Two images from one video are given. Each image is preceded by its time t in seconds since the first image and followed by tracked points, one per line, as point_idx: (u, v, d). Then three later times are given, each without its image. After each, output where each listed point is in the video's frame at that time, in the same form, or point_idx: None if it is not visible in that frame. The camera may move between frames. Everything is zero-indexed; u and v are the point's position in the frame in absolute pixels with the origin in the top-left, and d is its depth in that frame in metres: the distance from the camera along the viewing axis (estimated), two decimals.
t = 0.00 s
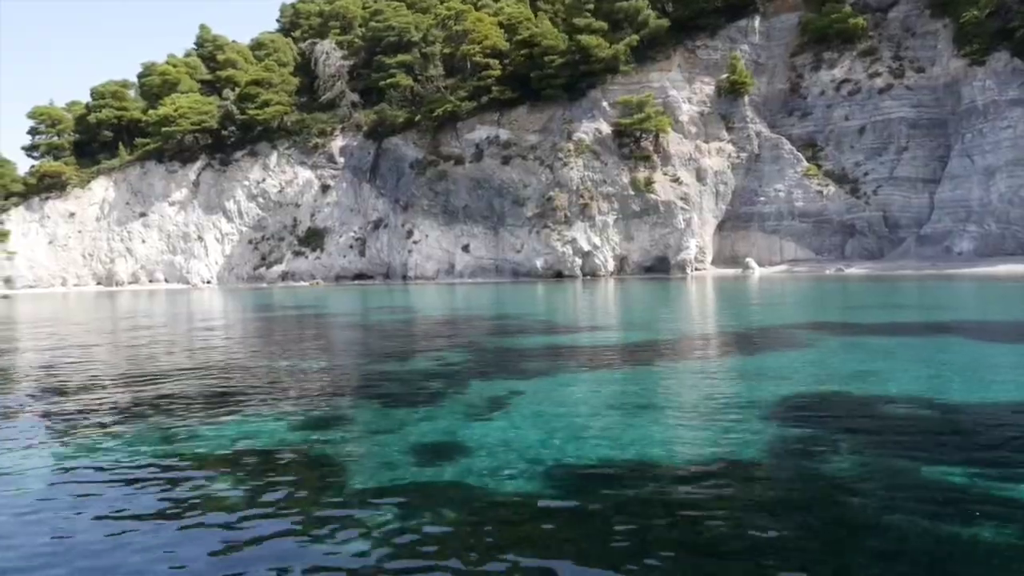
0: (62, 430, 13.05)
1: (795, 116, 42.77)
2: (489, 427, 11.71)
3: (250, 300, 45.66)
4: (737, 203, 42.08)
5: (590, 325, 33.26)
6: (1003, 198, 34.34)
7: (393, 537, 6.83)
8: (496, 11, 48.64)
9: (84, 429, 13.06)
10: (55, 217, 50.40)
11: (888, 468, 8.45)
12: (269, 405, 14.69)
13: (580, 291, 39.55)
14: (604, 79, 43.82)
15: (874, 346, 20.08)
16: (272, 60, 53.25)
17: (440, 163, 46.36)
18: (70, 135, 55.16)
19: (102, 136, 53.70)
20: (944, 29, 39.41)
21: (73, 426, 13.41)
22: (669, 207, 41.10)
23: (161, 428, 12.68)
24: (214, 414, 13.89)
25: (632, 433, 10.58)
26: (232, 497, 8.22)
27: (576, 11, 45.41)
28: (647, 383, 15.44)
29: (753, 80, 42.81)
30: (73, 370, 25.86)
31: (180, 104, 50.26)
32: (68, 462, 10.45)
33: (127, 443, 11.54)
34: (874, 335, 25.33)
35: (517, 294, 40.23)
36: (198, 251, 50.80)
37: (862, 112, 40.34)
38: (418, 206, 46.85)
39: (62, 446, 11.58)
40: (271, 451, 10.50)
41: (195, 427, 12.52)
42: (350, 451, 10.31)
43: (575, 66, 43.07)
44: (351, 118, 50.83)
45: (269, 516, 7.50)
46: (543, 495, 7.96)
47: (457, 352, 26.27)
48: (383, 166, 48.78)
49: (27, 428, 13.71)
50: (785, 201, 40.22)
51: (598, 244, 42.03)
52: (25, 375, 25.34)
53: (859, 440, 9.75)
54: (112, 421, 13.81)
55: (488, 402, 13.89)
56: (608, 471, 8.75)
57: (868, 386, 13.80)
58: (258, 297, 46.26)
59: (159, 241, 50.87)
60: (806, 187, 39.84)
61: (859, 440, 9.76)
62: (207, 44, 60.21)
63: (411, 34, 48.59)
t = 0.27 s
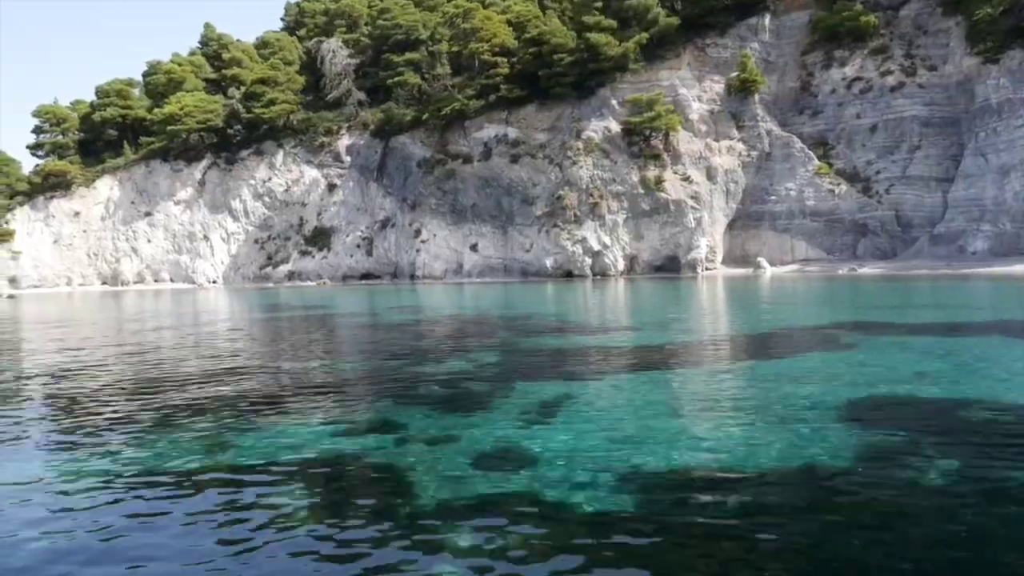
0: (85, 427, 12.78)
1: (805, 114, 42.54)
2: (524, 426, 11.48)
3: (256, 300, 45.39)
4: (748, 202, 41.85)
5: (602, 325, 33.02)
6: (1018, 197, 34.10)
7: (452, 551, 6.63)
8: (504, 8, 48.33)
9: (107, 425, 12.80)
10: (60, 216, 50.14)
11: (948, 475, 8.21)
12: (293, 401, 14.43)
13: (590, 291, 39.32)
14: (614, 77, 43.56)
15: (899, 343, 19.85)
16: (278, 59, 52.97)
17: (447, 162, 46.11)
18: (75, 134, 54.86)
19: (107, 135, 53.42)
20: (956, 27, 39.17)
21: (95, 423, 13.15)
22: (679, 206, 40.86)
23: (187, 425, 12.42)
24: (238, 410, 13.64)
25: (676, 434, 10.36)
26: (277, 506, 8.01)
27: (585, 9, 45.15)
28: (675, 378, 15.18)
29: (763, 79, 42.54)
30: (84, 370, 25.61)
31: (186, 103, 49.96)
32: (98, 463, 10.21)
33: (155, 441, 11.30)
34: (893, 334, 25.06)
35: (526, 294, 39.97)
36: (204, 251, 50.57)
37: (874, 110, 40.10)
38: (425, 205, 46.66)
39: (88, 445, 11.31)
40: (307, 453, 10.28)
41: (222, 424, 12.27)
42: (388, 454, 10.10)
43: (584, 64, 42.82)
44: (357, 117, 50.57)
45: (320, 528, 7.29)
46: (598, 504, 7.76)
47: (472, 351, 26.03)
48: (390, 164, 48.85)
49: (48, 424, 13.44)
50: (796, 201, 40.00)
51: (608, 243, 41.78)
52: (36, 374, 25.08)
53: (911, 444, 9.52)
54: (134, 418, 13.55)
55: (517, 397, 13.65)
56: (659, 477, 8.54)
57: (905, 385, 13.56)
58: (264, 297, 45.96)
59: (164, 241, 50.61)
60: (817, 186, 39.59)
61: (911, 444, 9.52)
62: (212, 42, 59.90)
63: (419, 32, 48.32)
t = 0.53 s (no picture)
0: (105, 437, 12.42)
1: (818, 113, 42.22)
2: (565, 433, 11.16)
3: (263, 300, 44.97)
4: (760, 201, 41.55)
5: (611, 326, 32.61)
6: None
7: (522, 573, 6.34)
8: (513, 6, 48.01)
9: (128, 436, 12.43)
10: (66, 217, 49.85)
11: None
12: (317, 408, 14.08)
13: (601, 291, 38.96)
14: (625, 75, 43.24)
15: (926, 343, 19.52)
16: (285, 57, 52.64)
17: (457, 161, 45.79)
18: (80, 133, 54.49)
19: (112, 134, 53.07)
20: (971, 25, 38.87)
21: (115, 433, 12.77)
22: (692, 206, 40.52)
23: (213, 436, 12.07)
24: (262, 420, 13.30)
25: (725, 444, 10.07)
26: (326, 524, 7.71)
27: (595, 7, 44.85)
28: (707, 381, 14.84)
29: (776, 78, 42.24)
30: (96, 371, 25.26)
31: (192, 101, 49.62)
32: (127, 478, 9.88)
33: (183, 455, 10.96)
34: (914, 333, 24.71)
35: (537, 294, 39.58)
36: (210, 251, 50.20)
37: (888, 109, 39.78)
38: (434, 205, 46.31)
39: (112, 458, 10.95)
40: (345, 466, 9.97)
41: (249, 435, 11.92)
42: (431, 466, 9.79)
43: (595, 62, 42.51)
44: (364, 115, 50.24)
45: (375, 548, 7.00)
46: (662, 521, 7.46)
47: (488, 353, 25.66)
48: (398, 164, 48.55)
49: (65, 433, 13.06)
50: (810, 200, 39.66)
51: (620, 243, 41.42)
52: (47, 375, 24.74)
53: (975, 453, 9.19)
54: (155, 427, 13.19)
55: (551, 402, 13.34)
56: (718, 491, 8.25)
57: (949, 389, 13.23)
58: (270, 297, 45.55)
59: (170, 241, 50.25)
60: (831, 185, 39.25)
61: (975, 453, 9.20)
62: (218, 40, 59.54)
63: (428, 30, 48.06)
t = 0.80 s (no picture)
0: (123, 438, 12.01)
1: (831, 112, 41.91)
2: (607, 438, 10.82)
3: (270, 301, 44.56)
4: (773, 200, 41.24)
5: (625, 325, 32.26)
6: None
7: None
8: (522, 4, 47.67)
9: (146, 438, 12.02)
10: (71, 216, 49.49)
11: None
12: (341, 410, 13.70)
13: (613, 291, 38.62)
14: (636, 74, 42.93)
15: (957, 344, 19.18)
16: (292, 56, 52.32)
17: (465, 160, 45.46)
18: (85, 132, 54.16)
19: (118, 133, 52.72)
20: (986, 24, 38.58)
21: (132, 435, 12.35)
22: (704, 205, 40.20)
23: (237, 439, 11.68)
24: (286, 422, 12.92)
25: (777, 452, 9.74)
26: (374, 536, 7.40)
27: (606, 5, 44.54)
28: (743, 383, 14.53)
29: (788, 76, 41.91)
30: (106, 372, 24.87)
31: (199, 100, 49.29)
32: (155, 481, 9.50)
33: (209, 458, 10.57)
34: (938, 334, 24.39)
35: (547, 294, 39.20)
36: (217, 250, 49.86)
37: (902, 108, 39.47)
38: (443, 204, 45.98)
39: (133, 461, 10.55)
40: (384, 473, 9.63)
41: (275, 439, 11.54)
42: (474, 473, 9.48)
43: (606, 60, 42.22)
44: (372, 114, 49.92)
45: (435, 564, 6.65)
46: (732, 536, 7.13)
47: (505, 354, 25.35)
48: (405, 163, 48.20)
49: (80, 434, 12.64)
50: (823, 199, 39.34)
51: (631, 242, 41.08)
52: (57, 376, 24.35)
53: None
54: (173, 428, 12.77)
55: (586, 405, 12.99)
56: (785, 507, 7.90)
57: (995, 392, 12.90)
58: (277, 297, 45.17)
59: (176, 240, 49.91)
60: (845, 185, 38.93)
61: None
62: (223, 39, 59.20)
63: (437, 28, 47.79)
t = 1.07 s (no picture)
0: (128, 443, 11.61)
1: (841, 111, 41.63)
2: (646, 439, 10.54)
3: (275, 300, 44.23)
4: (783, 200, 40.98)
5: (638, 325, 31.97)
6: None
7: None
8: (530, 2, 47.36)
9: (154, 442, 11.63)
10: (76, 216, 49.20)
11: None
12: (359, 411, 13.39)
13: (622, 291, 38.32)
14: (645, 73, 42.65)
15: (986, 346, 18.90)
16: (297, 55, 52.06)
17: (473, 159, 45.17)
18: (90, 131, 53.88)
19: (122, 133, 52.41)
20: (999, 22, 38.32)
21: (137, 438, 11.94)
22: (714, 205, 39.92)
23: (253, 442, 11.34)
24: (301, 424, 12.58)
25: (823, 454, 9.49)
26: (419, 542, 7.12)
27: (615, 4, 44.28)
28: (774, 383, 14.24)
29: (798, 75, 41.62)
30: (115, 372, 24.59)
31: (204, 99, 49.01)
32: (179, 483, 9.19)
33: (229, 460, 10.22)
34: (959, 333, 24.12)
35: (557, 294, 38.87)
36: (222, 251, 49.58)
37: (914, 106, 39.20)
38: (450, 204, 45.69)
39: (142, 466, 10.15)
40: (421, 476, 9.35)
41: (293, 442, 11.21)
42: (512, 475, 9.20)
43: (615, 59, 41.96)
44: (378, 114, 49.64)
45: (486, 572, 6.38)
46: (796, 545, 6.85)
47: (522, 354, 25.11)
48: (412, 163, 47.86)
49: (82, 439, 12.21)
50: (835, 199, 39.06)
51: (641, 242, 40.79)
52: (65, 376, 24.07)
53: None
54: (182, 431, 12.39)
55: (617, 406, 12.71)
56: (843, 509, 7.64)
57: None
58: (283, 297, 44.85)
59: (181, 240, 49.61)
60: (857, 184, 38.66)
61: None
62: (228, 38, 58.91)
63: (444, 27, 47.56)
